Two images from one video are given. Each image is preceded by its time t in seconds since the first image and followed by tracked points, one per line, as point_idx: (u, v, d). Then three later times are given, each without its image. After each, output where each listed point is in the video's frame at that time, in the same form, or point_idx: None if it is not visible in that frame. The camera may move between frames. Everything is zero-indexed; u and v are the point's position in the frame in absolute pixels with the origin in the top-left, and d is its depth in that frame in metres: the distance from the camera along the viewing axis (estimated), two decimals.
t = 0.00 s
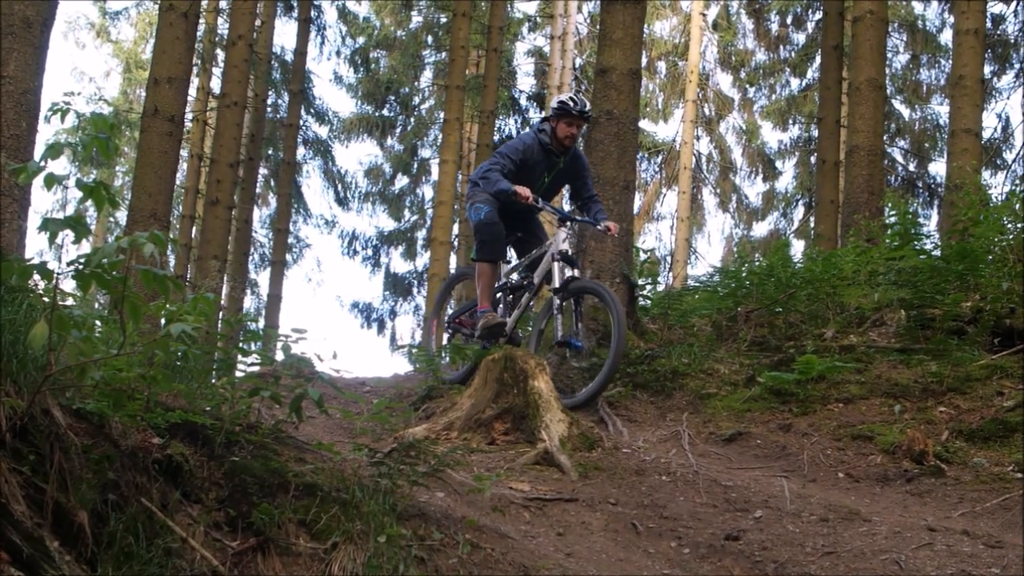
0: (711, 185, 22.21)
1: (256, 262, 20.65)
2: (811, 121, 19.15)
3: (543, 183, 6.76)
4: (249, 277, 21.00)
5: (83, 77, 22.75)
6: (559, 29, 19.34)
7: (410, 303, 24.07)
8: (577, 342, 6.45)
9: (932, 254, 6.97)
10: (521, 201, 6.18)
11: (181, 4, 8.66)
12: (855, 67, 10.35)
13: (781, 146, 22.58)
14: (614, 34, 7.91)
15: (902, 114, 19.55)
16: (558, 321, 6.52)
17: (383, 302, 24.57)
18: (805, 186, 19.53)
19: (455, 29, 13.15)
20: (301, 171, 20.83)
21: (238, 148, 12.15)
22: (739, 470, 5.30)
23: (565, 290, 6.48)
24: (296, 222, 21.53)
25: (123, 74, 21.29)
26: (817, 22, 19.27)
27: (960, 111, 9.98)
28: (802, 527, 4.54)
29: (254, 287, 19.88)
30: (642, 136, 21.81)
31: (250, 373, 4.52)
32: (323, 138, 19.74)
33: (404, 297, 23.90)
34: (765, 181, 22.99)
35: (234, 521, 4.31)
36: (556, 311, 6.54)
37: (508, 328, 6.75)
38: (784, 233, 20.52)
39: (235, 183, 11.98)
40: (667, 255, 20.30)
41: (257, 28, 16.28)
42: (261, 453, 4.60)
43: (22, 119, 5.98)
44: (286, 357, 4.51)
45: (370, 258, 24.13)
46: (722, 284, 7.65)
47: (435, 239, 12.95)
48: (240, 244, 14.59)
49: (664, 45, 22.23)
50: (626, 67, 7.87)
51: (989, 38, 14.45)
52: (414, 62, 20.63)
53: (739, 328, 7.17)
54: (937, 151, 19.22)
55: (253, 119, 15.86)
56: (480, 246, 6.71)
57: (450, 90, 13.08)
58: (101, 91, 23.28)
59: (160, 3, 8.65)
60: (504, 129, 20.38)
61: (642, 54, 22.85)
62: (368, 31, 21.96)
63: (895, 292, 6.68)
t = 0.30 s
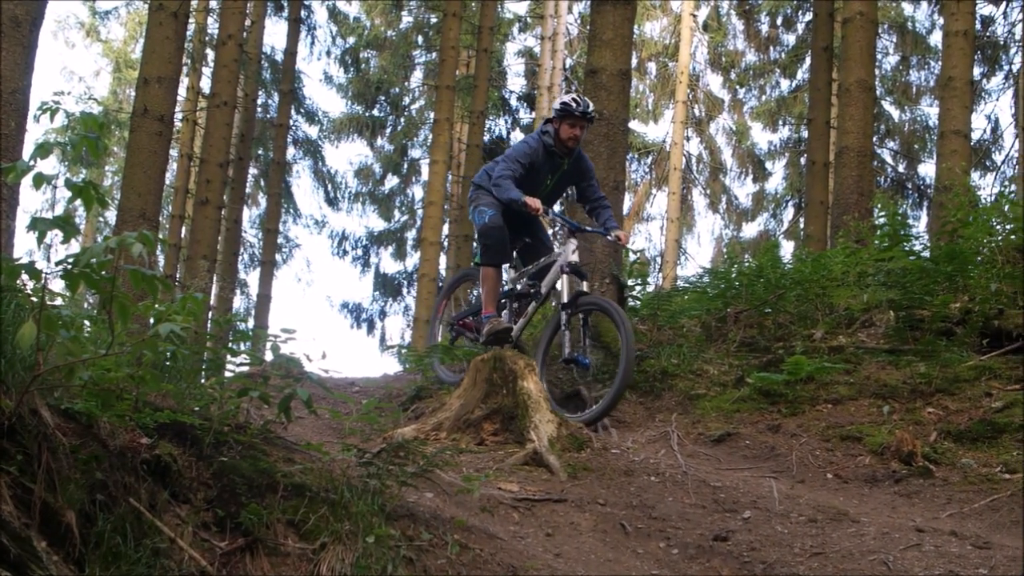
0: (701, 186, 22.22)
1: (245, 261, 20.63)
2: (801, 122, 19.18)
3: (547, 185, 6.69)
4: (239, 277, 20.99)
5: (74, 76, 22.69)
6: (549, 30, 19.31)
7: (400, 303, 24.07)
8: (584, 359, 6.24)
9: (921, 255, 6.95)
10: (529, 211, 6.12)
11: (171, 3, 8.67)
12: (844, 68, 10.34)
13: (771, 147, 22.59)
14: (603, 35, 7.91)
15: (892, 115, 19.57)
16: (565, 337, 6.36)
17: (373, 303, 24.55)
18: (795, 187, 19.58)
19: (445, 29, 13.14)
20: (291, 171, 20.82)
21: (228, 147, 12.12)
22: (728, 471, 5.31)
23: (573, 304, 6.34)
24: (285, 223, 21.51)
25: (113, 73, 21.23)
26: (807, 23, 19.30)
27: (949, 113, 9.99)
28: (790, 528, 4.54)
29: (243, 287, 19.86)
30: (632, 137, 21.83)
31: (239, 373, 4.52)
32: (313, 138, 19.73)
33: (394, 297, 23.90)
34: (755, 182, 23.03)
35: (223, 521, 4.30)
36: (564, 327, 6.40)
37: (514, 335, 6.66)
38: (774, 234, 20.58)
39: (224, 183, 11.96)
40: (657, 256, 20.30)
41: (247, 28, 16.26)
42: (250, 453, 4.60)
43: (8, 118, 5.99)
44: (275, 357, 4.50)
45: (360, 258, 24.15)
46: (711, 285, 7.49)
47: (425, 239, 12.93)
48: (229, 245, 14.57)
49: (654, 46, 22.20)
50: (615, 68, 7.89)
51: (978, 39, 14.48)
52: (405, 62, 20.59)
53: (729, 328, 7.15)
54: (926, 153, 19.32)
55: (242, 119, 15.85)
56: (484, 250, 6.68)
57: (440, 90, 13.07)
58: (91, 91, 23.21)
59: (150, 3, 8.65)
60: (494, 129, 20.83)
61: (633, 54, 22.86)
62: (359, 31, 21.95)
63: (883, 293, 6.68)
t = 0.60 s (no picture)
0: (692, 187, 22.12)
1: (236, 261, 20.62)
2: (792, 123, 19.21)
3: (551, 189, 6.64)
4: (231, 277, 20.99)
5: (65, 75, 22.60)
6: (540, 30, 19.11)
7: (391, 303, 24.08)
8: (595, 363, 6.18)
9: (912, 256, 6.83)
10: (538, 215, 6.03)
11: (162, 2, 8.65)
12: (835, 68, 10.32)
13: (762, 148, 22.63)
14: (595, 35, 7.92)
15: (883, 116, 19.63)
16: (575, 341, 6.27)
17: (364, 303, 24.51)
18: (787, 188, 19.63)
19: (437, 29, 13.12)
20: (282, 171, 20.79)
21: (218, 147, 12.08)
22: (717, 471, 5.31)
23: (583, 308, 6.21)
24: (276, 222, 21.47)
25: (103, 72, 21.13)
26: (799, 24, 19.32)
27: (939, 114, 9.97)
28: (779, 528, 4.55)
29: (234, 287, 19.83)
30: (623, 137, 21.81)
31: (229, 373, 4.51)
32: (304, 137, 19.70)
33: (385, 297, 23.91)
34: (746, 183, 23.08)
35: (213, 521, 4.31)
36: (574, 330, 6.28)
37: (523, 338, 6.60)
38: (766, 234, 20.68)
39: (215, 183, 11.93)
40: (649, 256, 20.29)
41: (239, 27, 16.21)
42: (240, 453, 4.59)
43: None
44: (266, 356, 4.49)
45: (351, 258, 24.17)
46: (701, 285, 7.47)
47: (415, 239, 12.92)
48: (220, 244, 14.53)
49: (645, 46, 22.20)
50: (606, 68, 7.89)
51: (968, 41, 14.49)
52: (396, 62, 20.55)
53: (719, 328, 7.13)
54: (917, 154, 19.52)
55: (233, 118, 15.80)
56: (489, 255, 6.64)
57: (430, 90, 13.06)
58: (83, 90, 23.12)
59: (140, 1, 8.63)
60: (485, 129, 21.16)
61: (624, 54, 22.86)
62: (350, 31, 21.92)
63: (873, 294, 6.66)
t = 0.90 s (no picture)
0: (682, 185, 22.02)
1: (225, 258, 20.61)
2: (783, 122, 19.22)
3: (556, 193, 6.59)
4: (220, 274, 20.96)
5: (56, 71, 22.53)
6: (531, 28, 19.10)
7: (380, 300, 24.06)
8: (607, 361, 6.05)
9: (901, 255, 6.87)
10: (546, 213, 6.01)
11: None
12: (825, 68, 10.32)
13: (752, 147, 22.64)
14: (585, 33, 7.92)
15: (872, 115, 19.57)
16: (587, 339, 6.16)
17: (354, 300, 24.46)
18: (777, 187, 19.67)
19: (426, 27, 13.11)
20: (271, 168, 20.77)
21: (207, 143, 12.06)
22: (706, 469, 5.32)
23: (594, 305, 6.11)
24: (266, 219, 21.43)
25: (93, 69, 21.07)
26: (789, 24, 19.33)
27: (928, 115, 9.92)
28: (767, 527, 4.55)
29: (223, 284, 19.82)
30: (613, 135, 21.81)
31: (218, 370, 4.52)
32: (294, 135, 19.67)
33: (374, 294, 23.90)
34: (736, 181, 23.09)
35: (200, 518, 4.30)
36: (584, 328, 6.19)
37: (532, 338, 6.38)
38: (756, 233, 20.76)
39: (205, 179, 11.90)
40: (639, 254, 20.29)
41: (229, 24, 16.17)
42: (228, 450, 4.58)
43: None
44: (254, 353, 4.49)
45: (340, 255, 24.20)
46: (691, 283, 7.41)
47: (405, 237, 12.89)
48: (209, 241, 14.50)
49: (636, 45, 22.23)
50: (596, 67, 7.88)
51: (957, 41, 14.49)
52: (386, 59, 20.52)
53: (707, 327, 7.05)
54: (906, 153, 19.35)
55: (223, 115, 15.77)
56: (495, 255, 6.50)
57: (421, 88, 13.04)
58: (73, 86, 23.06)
59: None
60: (475, 127, 21.35)
61: (615, 53, 22.88)
62: (340, 28, 21.89)
63: (862, 294, 6.67)
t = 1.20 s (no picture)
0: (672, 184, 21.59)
1: (214, 254, 20.59)
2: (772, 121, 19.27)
3: (562, 195, 6.58)
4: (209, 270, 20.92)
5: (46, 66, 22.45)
6: (522, 25, 19.08)
7: (369, 297, 24.06)
8: (615, 368, 5.96)
9: (890, 255, 6.90)
10: (554, 216, 5.92)
11: None
12: (815, 67, 10.32)
13: (742, 146, 22.67)
14: (575, 31, 7.92)
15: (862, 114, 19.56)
16: (594, 344, 6.10)
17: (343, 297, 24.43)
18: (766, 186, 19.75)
19: (417, 24, 13.11)
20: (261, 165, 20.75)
21: (197, 139, 12.04)
22: (694, 467, 5.33)
23: (601, 310, 6.05)
24: (255, 216, 21.41)
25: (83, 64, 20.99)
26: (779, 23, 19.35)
27: (918, 114, 9.88)
28: (754, 525, 4.55)
29: (212, 280, 19.80)
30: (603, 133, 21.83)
31: (206, 366, 4.52)
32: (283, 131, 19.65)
33: (363, 291, 23.89)
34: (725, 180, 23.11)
35: (188, 514, 4.28)
36: (592, 333, 6.11)
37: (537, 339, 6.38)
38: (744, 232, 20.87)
39: (194, 175, 11.78)
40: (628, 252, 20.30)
41: (219, 20, 16.14)
42: (215, 446, 4.57)
43: None
44: (243, 350, 4.49)
45: (330, 252, 24.20)
46: (680, 282, 7.39)
47: (395, 233, 12.88)
48: (199, 237, 14.47)
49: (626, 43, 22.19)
50: (586, 64, 7.88)
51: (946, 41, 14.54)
52: (377, 56, 20.51)
53: (697, 326, 7.00)
54: (895, 153, 19.52)
55: (212, 111, 15.73)
56: (500, 256, 6.43)
57: (411, 85, 13.03)
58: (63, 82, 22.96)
59: None
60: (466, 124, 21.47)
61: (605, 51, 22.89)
62: (331, 24, 21.78)
63: (851, 293, 6.67)
